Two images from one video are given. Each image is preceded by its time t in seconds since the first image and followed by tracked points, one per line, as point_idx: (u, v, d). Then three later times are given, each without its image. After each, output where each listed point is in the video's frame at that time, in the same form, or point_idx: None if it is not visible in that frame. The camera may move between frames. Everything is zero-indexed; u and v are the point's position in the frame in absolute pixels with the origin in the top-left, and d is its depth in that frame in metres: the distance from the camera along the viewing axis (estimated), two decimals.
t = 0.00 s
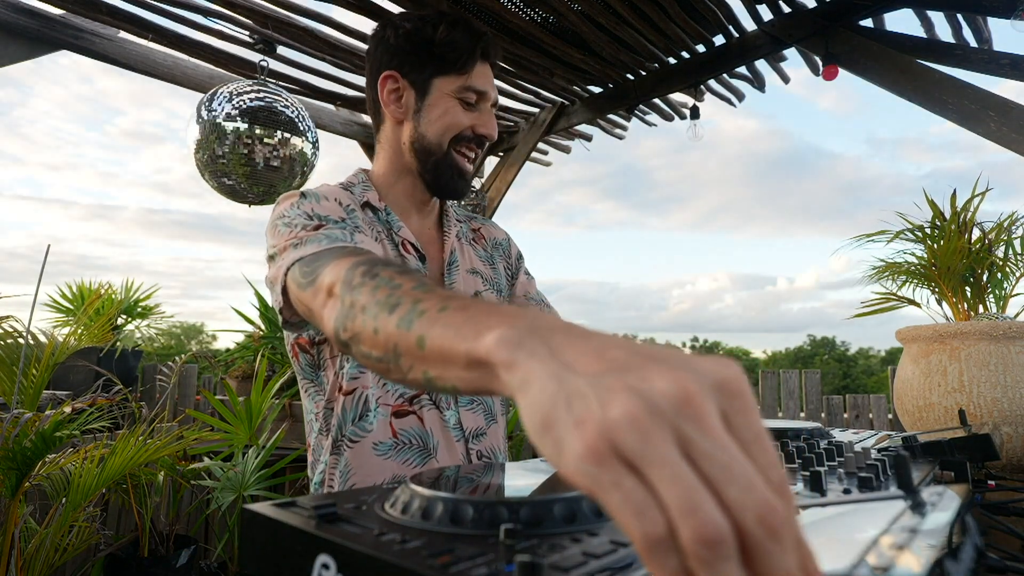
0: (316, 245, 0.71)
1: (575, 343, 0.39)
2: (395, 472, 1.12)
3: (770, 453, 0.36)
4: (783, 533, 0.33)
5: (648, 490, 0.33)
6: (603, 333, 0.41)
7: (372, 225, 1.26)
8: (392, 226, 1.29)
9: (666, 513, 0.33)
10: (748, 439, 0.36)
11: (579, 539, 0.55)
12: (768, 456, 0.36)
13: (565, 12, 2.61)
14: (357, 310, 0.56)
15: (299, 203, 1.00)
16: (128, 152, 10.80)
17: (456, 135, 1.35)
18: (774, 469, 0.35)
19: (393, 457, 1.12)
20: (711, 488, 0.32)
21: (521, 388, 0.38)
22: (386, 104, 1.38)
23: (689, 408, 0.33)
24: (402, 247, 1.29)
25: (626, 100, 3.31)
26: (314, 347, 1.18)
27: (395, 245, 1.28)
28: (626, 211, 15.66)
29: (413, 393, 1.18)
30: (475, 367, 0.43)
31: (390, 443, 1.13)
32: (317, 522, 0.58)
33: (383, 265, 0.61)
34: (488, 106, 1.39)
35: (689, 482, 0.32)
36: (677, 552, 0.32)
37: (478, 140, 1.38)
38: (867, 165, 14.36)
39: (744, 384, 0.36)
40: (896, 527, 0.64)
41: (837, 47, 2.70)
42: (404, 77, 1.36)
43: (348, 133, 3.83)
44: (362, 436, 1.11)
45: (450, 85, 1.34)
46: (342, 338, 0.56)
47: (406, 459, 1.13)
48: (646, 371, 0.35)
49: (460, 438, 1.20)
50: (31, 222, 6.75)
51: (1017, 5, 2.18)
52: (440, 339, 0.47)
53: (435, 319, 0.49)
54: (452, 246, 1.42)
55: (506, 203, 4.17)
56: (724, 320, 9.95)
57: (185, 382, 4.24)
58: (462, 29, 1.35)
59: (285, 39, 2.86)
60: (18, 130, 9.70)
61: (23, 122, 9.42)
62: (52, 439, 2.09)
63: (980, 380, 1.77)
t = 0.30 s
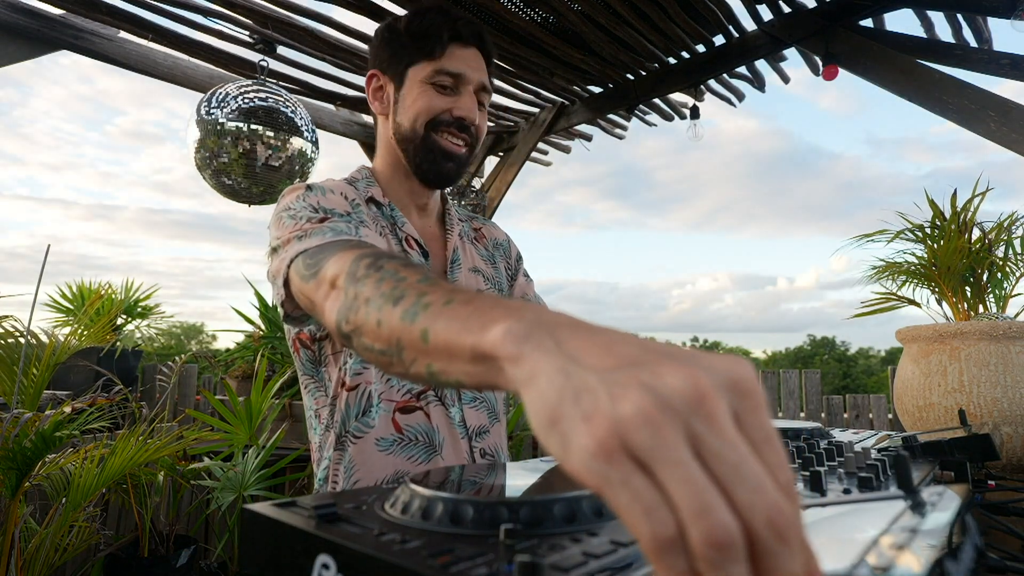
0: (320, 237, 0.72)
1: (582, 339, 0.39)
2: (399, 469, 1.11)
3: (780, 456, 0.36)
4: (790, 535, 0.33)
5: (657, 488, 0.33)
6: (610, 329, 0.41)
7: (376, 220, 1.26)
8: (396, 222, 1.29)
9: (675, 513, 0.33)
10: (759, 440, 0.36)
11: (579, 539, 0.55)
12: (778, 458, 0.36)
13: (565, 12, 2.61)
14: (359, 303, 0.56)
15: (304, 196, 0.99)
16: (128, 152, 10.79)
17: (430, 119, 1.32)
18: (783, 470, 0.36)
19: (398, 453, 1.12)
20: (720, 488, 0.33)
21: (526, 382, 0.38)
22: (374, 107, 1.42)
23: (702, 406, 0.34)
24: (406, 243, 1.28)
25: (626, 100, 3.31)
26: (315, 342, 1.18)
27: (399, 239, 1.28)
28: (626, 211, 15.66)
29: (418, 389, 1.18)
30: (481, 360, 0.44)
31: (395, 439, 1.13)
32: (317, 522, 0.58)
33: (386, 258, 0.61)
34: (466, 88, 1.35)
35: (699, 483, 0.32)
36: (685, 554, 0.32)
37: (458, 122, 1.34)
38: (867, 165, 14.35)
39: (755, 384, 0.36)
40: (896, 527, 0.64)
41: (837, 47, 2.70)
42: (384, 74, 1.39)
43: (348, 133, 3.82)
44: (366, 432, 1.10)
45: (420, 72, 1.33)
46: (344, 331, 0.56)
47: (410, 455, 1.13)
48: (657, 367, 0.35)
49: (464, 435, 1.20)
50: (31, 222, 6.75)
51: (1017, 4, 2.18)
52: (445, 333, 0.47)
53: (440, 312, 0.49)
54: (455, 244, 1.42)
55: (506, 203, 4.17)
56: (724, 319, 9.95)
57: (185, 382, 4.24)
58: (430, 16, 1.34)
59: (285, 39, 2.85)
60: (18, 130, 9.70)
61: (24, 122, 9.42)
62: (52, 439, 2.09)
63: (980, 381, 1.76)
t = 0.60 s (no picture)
0: (322, 240, 0.71)
1: (585, 338, 0.39)
2: (400, 471, 1.12)
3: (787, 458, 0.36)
4: (798, 540, 0.33)
5: (665, 491, 0.33)
6: (612, 327, 0.41)
7: (378, 221, 1.26)
8: (398, 224, 1.29)
9: (682, 516, 0.33)
10: (767, 441, 0.36)
11: (579, 539, 0.55)
12: (786, 460, 0.36)
13: (565, 12, 2.61)
14: (362, 304, 0.56)
15: (307, 198, 0.99)
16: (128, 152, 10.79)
17: (419, 118, 1.33)
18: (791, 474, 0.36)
19: (399, 456, 1.12)
20: (726, 491, 0.33)
21: (531, 383, 0.38)
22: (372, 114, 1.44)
23: (709, 407, 0.34)
24: (408, 245, 1.29)
25: (626, 100, 3.30)
26: (316, 343, 1.18)
27: (401, 241, 1.28)
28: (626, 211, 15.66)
29: (419, 391, 1.18)
30: (484, 361, 0.43)
31: (396, 441, 1.13)
32: (317, 522, 0.58)
33: (389, 259, 0.61)
34: (455, 85, 1.34)
35: (707, 486, 0.32)
36: (692, 556, 0.32)
37: (447, 120, 1.33)
38: (867, 165, 14.35)
39: (764, 385, 0.36)
40: (896, 527, 0.64)
41: (837, 47, 2.70)
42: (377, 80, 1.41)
43: (347, 133, 3.82)
44: (366, 434, 1.10)
45: (407, 72, 1.34)
46: (346, 332, 0.57)
47: (411, 458, 1.13)
48: (663, 368, 0.35)
49: (465, 438, 1.20)
50: (31, 221, 6.74)
51: (1017, 5, 2.18)
52: (448, 335, 0.47)
53: (443, 313, 0.49)
54: (456, 246, 1.42)
55: (506, 203, 4.17)
56: (724, 319, 9.96)
57: (185, 382, 4.24)
58: (414, 17, 1.35)
59: (285, 39, 2.85)
60: (18, 130, 9.70)
61: (24, 122, 9.42)
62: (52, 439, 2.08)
63: (980, 380, 1.76)
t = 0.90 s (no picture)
0: (330, 236, 0.71)
1: (598, 331, 0.39)
2: (407, 469, 1.11)
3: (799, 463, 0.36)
4: (806, 545, 0.33)
5: (675, 491, 0.33)
6: (626, 318, 0.41)
7: (388, 218, 1.26)
8: (407, 221, 1.29)
9: (691, 517, 0.33)
10: (778, 443, 0.36)
11: (579, 539, 0.55)
12: (796, 463, 0.36)
13: (565, 12, 2.62)
14: (369, 299, 0.56)
15: (317, 194, 1.00)
16: (128, 152, 10.80)
17: (423, 117, 1.33)
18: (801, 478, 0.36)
19: (407, 453, 1.12)
20: (736, 495, 0.33)
21: (540, 374, 0.38)
22: (378, 115, 1.46)
23: (723, 407, 0.33)
24: (417, 242, 1.28)
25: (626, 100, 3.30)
26: (325, 340, 1.18)
27: (411, 239, 1.28)
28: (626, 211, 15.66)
29: (427, 390, 1.19)
30: (491, 355, 0.44)
31: (403, 439, 1.13)
32: (317, 522, 0.59)
33: (399, 254, 0.61)
34: (456, 81, 1.35)
35: (717, 490, 0.33)
36: (699, 557, 0.33)
37: (451, 117, 1.33)
38: (866, 166, 14.37)
39: (779, 385, 0.36)
40: (896, 527, 0.64)
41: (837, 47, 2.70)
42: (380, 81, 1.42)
43: (348, 133, 3.83)
44: (374, 431, 1.11)
45: (408, 72, 1.35)
46: (353, 327, 0.56)
47: (417, 456, 1.13)
48: (678, 364, 0.35)
49: (471, 438, 1.21)
50: (30, 221, 6.74)
51: (1017, 4, 2.18)
52: (455, 326, 0.47)
53: (451, 305, 0.49)
54: (466, 246, 1.43)
55: (506, 203, 4.17)
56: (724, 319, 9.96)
57: (185, 382, 4.24)
58: (411, 15, 1.36)
59: (285, 39, 2.85)
60: (18, 130, 9.69)
61: (24, 122, 9.42)
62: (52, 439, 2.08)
63: (980, 380, 1.76)
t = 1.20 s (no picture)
0: (342, 228, 0.71)
1: (617, 325, 0.39)
2: (411, 465, 1.11)
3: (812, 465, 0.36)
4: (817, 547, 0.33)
5: (688, 483, 0.33)
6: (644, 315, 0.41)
7: (396, 213, 1.26)
8: (414, 218, 1.29)
9: (702, 510, 0.33)
10: (795, 443, 0.36)
11: (579, 539, 0.55)
12: (810, 465, 0.36)
13: (565, 12, 2.62)
14: (382, 289, 0.56)
15: (328, 186, 0.99)
16: (128, 152, 10.80)
17: (427, 114, 1.33)
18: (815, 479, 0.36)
19: (411, 449, 1.12)
20: (749, 490, 0.33)
21: (556, 365, 0.38)
22: (381, 115, 1.46)
23: (741, 403, 0.34)
24: (424, 238, 1.28)
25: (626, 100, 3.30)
26: (331, 333, 1.18)
27: (417, 236, 1.27)
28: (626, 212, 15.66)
29: (430, 385, 1.19)
30: (508, 346, 0.44)
31: (409, 434, 1.13)
32: (317, 522, 0.59)
33: (410, 247, 0.61)
34: (459, 78, 1.35)
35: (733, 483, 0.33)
36: (708, 551, 0.32)
37: (455, 114, 1.33)
38: (866, 166, 14.38)
39: (798, 386, 0.36)
40: (896, 527, 0.64)
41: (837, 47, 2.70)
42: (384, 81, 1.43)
43: (348, 133, 3.83)
44: (380, 426, 1.11)
45: (412, 70, 1.35)
46: (364, 318, 0.56)
47: (421, 451, 1.13)
48: (698, 359, 0.35)
49: (472, 437, 1.21)
50: (30, 221, 6.74)
51: (1017, 4, 2.18)
52: (470, 317, 0.47)
53: (466, 297, 0.49)
54: (469, 244, 1.44)
55: (506, 203, 4.17)
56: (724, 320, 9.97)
57: (185, 382, 4.24)
58: (413, 14, 1.36)
59: (286, 38, 2.85)
60: (18, 130, 9.70)
61: (24, 122, 9.42)
62: (52, 439, 2.08)
63: (980, 380, 1.76)
